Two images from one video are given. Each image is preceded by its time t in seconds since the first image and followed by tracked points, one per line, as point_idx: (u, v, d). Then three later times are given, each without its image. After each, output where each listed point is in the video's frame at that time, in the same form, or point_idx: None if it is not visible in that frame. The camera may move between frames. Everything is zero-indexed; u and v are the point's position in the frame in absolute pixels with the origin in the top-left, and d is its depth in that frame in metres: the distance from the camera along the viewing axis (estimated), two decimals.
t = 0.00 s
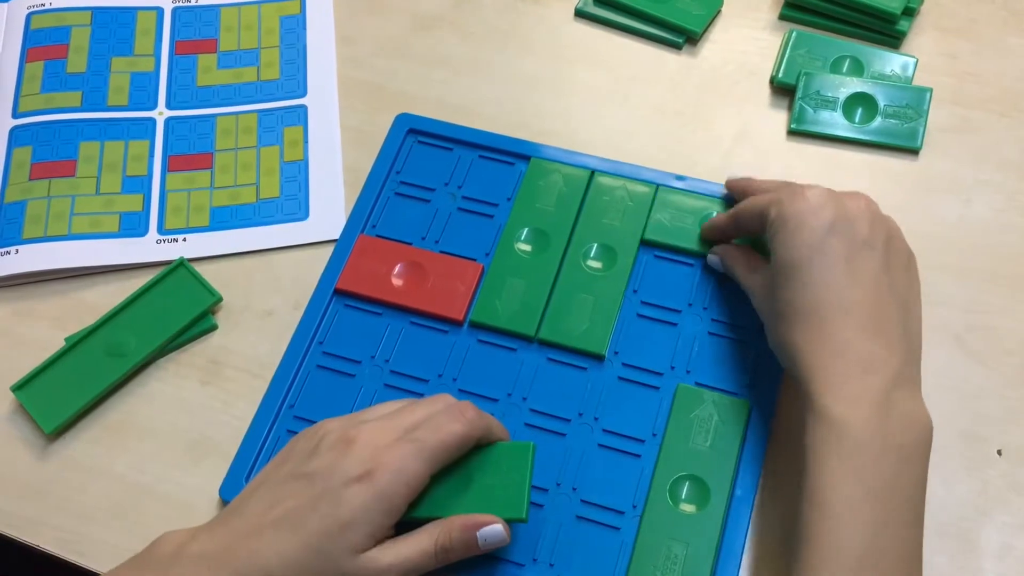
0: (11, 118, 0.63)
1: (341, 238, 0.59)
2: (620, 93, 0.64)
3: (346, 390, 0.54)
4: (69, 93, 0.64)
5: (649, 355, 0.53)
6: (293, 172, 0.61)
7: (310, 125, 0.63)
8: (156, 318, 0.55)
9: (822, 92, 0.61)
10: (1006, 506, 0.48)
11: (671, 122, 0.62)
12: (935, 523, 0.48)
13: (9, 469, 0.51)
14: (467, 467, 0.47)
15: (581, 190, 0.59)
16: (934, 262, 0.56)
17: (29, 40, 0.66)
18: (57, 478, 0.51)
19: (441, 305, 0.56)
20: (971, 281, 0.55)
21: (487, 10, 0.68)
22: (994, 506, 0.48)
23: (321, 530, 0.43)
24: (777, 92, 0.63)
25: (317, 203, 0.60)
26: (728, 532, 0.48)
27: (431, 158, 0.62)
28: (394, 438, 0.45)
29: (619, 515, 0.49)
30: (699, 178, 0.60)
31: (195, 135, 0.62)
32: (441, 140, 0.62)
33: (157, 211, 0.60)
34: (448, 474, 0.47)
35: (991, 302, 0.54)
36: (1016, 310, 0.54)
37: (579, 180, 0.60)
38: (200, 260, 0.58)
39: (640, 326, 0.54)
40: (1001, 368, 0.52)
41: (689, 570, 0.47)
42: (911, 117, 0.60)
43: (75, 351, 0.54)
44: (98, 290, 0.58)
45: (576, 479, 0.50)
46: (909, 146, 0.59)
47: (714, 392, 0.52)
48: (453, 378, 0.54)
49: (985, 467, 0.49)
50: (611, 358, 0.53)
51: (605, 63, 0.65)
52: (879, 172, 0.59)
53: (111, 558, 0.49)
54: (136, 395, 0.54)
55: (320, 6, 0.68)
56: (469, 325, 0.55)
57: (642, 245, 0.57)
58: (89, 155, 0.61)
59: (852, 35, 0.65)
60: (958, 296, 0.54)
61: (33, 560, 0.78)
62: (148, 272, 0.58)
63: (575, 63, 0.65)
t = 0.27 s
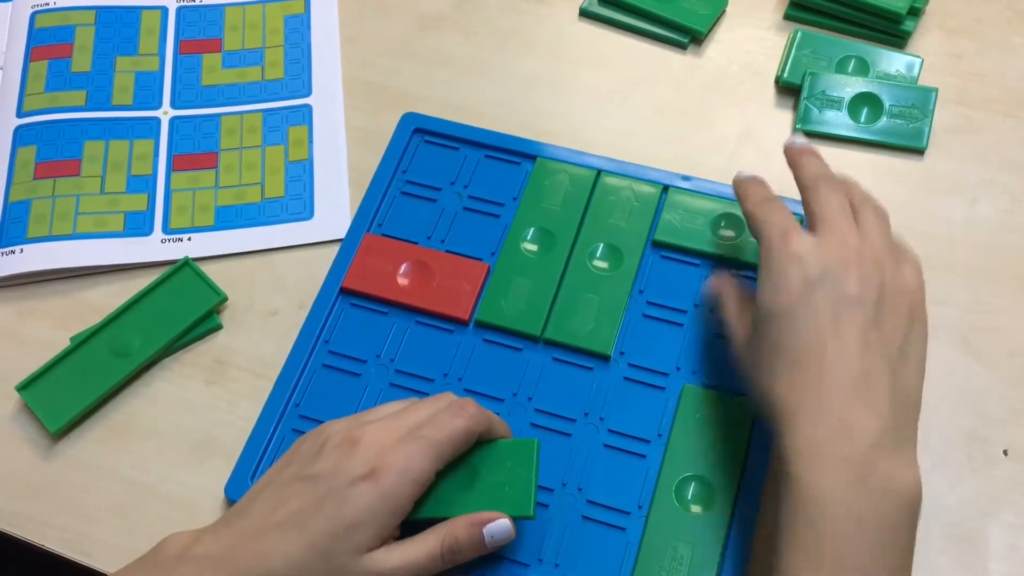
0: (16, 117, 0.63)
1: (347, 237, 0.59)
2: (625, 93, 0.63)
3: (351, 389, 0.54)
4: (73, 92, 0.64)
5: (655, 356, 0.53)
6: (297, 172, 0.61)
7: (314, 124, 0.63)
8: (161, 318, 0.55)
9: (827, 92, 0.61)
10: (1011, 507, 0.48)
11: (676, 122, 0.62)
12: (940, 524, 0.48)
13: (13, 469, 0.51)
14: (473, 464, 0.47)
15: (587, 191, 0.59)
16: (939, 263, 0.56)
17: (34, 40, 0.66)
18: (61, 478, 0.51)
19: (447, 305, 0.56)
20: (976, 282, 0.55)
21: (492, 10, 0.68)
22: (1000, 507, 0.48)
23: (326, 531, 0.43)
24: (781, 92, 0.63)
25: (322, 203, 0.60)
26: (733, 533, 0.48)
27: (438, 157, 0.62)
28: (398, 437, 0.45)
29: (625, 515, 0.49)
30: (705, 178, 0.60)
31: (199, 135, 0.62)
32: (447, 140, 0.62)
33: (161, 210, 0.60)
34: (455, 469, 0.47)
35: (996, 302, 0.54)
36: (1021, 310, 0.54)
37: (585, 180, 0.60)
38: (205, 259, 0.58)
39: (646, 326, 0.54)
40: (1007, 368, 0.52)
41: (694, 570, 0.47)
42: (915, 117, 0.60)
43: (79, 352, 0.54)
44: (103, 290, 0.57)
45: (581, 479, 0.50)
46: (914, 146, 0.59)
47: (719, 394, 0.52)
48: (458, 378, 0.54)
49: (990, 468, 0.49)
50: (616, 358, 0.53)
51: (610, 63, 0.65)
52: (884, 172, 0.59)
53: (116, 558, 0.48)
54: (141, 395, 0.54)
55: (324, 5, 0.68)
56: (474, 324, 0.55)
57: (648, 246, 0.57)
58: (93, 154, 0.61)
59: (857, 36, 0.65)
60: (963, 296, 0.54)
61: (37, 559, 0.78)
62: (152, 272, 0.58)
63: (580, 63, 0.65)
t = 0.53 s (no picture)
0: (11, 118, 0.63)
1: (345, 238, 0.59)
2: (623, 93, 0.63)
3: (348, 391, 0.54)
4: (69, 92, 0.63)
5: (654, 359, 0.53)
6: (294, 173, 0.61)
7: (311, 125, 0.63)
8: (157, 320, 0.55)
9: (826, 93, 0.61)
10: (1011, 509, 0.48)
11: (674, 123, 0.62)
12: (941, 527, 0.47)
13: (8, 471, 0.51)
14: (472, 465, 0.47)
15: (586, 192, 0.59)
16: (938, 264, 0.55)
17: (29, 40, 0.66)
18: (57, 480, 0.51)
19: (445, 307, 0.55)
20: (977, 283, 0.55)
21: (489, 9, 0.68)
22: (1000, 509, 0.48)
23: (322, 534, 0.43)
24: (780, 92, 0.63)
25: (319, 204, 0.60)
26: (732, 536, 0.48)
27: (436, 158, 0.61)
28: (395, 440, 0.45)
29: (623, 518, 0.48)
30: (705, 179, 0.59)
31: (196, 136, 0.62)
32: (446, 141, 0.62)
33: (157, 211, 0.59)
34: (453, 471, 0.47)
35: (997, 303, 0.54)
36: (1021, 311, 0.53)
37: (584, 181, 0.59)
38: (201, 261, 0.58)
39: (645, 329, 0.54)
40: (1007, 370, 0.52)
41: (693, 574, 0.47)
42: (915, 117, 0.60)
43: (75, 353, 0.54)
44: (98, 291, 0.57)
45: (579, 482, 0.50)
46: (913, 146, 0.59)
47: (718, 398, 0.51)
48: (456, 380, 0.53)
49: (991, 470, 0.49)
50: (615, 361, 0.53)
51: (608, 63, 0.65)
52: (884, 173, 0.59)
53: (112, 561, 0.48)
54: (137, 398, 0.53)
55: (321, 6, 0.68)
56: (472, 326, 0.55)
57: (648, 248, 0.57)
58: (89, 155, 0.61)
59: (856, 36, 0.64)
60: (963, 297, 0.54)
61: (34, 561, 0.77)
62: (148, 273, 0.58)
63: (578, 63, 0.65)
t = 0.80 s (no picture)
0: (9, 118, 0.63)
1: (344, 238, 0.59)
2: (622, 93, 0.63)
3: (348, 391, 0.54)
4: (67, 92, 0.63)
5: (653, 358, 0.53)
6: (293, 172, 0.61)
7: (310, 125, 0.63)
8: (156, 319, 0.55)
9: (824, 92, 0.61)
10: (1010, 508, 0.48)
11: (673, 122, 0.62)
12: (940, 526, 0.47)
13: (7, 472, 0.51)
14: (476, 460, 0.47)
15: (585, 191, 0.59)
16: (937, 263, 0.56)
17: (27, 39, 0.66)
18: (56, 481, 0.51)
19: (444, 307, 0.55)
20: (976, 282, 0.55)
21: (488, 9, 0.68)
22: (999, 508, 0.48)
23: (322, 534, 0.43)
24: (779, 92, 0.63)
25: (318, 204, 0.60)
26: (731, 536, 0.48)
27: (435, 158, 0.61)
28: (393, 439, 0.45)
29: (622, 517, 0.48)
30: (704, 179, 0.59)
31: (195, 136, 0.62)
32: (445, 140, 0.62)
33: (156, 211, 0.59)
34: (456, 469, 0.47)
35: (995, 303, 0.54)
36: (1020, 310, 0.54)
37: (584, 180, 0.59)
38: (200, 260, 0.58)
39: (644, 328, 0.54)
40: (1005, 369, 0.52)
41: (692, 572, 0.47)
42: (913, 117, 0.60)
43: (74, 354, 0.54)
44: (97, 291, 0.57)
45: (579, 482, 0.50)
46: (911, 146, 0.59)
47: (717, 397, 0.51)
48: (455, 380, 0.53)
49: (990, 469, 0.49)
50: (614, 360, 0.53)
51: (607, 63, 0.65)
52: (883, 172, 0.59)
53: (111, 561, 0.48)
54: (137, 398, 0.53)
55: (319, 5, 0.68)
56: (471, 325, 0.55)
57: (647, 247, 0.57)
58: (87, 155, 0.61)
59: (855, 35, 0.65)
60: (961, 296, 0.54)
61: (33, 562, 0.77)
62: (147, 273, 0.58)
63: (577, 63, 0.65)
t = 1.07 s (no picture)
0: (8, 118, 0.63)
1: (341, 237, 0.59)
2: (620, 92, 0.63)
3: (346, 390, 0.54)
4: (66, 92, 0.63)
5: (650, 355, 0.53)
6: (291, 172, 0.61)
7: (308, 124, 0.63)
8: (155, 319, 0.55)
9: (822, 92, 0.61)
10: (1008, 507, 0.48)
11: (671, 122, 0.62)
12: (937, 524, 0.48)
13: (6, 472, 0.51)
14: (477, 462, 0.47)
15: (581, 190, 0.59)
16: (934, 262, 0.56)
17: (26, 39, 0.66)
18: (56, 480, 0.51)
19: (442, 306, 0.55)
20: (973, 281, 0.55)
21: (486, 9, 0.68)
22: (996, 507, 0.48)
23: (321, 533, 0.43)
24: (777, 91, 0.63)
25: (316, 204, 0.60)
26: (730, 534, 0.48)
27: (431, 157, 0.61)
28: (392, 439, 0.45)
29: (621, 515, 0.49)
30: (700, 177, 0.60)
31: (193, 135, 0.62)
32: (441, 140, 0.62)
33: (155, 211, 0.59)
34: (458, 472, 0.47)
35: (992, 302, 0.54)
36: (1017, 310, 0.54)
37: (580, 179, 0.59)
38: (199, 260, 0.58)
39: (640, 326, 0.54)
40: (1002, 368, 0.52)
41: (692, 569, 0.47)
42: (911, 116, 0.60)
43: (73, 354, 0.54)
44: (96, 291, 0.57)
45: (577, 480, 0.50)
46: (909, 145, 0.59)
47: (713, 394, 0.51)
48: (453, 379, 0.53)
49: (987, 468, 0.49)
50: (611, 358, 0.53)
51: (605, 62, 0.65)
52: (880, 172, 0.59)
53: (111, 560, 0.48)
54: (136, 397, 0.53)
55: (317, 5, 0.68)
56: (469, 324, 0.55)
57: (643, 245, 0.57)
58: (86, 155, 0.61)
59: (852, 35, 0.65)
60: (959, 296, 0.54)
61: (33, 562, 0.77)
62: (146, 273, 0.58)
63: (575, 63, 0.65)
